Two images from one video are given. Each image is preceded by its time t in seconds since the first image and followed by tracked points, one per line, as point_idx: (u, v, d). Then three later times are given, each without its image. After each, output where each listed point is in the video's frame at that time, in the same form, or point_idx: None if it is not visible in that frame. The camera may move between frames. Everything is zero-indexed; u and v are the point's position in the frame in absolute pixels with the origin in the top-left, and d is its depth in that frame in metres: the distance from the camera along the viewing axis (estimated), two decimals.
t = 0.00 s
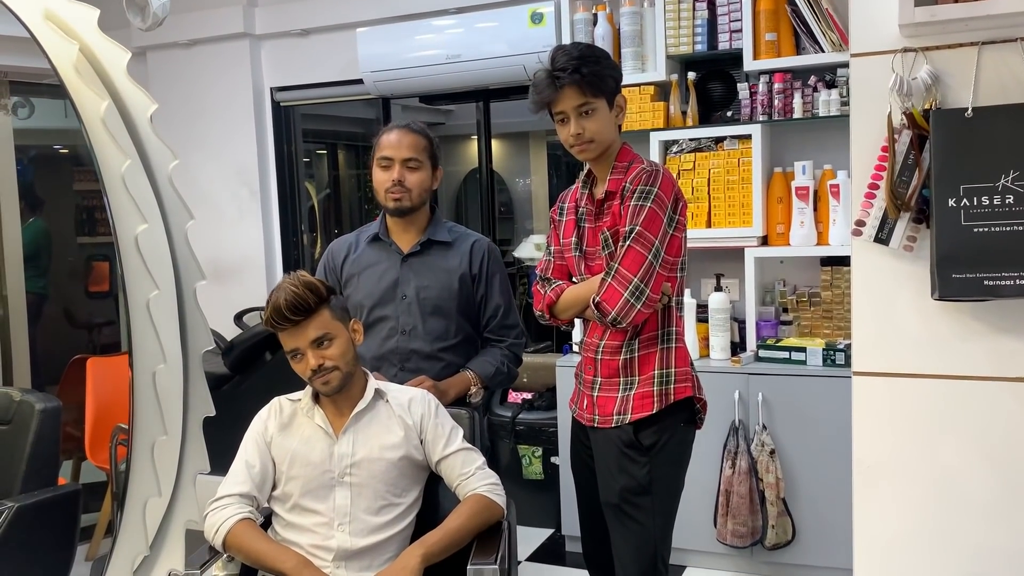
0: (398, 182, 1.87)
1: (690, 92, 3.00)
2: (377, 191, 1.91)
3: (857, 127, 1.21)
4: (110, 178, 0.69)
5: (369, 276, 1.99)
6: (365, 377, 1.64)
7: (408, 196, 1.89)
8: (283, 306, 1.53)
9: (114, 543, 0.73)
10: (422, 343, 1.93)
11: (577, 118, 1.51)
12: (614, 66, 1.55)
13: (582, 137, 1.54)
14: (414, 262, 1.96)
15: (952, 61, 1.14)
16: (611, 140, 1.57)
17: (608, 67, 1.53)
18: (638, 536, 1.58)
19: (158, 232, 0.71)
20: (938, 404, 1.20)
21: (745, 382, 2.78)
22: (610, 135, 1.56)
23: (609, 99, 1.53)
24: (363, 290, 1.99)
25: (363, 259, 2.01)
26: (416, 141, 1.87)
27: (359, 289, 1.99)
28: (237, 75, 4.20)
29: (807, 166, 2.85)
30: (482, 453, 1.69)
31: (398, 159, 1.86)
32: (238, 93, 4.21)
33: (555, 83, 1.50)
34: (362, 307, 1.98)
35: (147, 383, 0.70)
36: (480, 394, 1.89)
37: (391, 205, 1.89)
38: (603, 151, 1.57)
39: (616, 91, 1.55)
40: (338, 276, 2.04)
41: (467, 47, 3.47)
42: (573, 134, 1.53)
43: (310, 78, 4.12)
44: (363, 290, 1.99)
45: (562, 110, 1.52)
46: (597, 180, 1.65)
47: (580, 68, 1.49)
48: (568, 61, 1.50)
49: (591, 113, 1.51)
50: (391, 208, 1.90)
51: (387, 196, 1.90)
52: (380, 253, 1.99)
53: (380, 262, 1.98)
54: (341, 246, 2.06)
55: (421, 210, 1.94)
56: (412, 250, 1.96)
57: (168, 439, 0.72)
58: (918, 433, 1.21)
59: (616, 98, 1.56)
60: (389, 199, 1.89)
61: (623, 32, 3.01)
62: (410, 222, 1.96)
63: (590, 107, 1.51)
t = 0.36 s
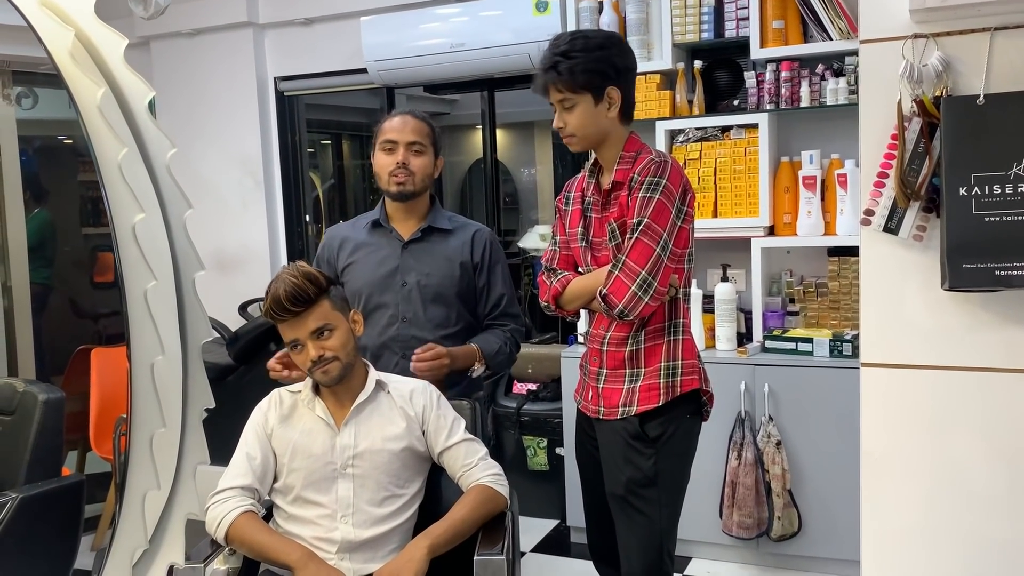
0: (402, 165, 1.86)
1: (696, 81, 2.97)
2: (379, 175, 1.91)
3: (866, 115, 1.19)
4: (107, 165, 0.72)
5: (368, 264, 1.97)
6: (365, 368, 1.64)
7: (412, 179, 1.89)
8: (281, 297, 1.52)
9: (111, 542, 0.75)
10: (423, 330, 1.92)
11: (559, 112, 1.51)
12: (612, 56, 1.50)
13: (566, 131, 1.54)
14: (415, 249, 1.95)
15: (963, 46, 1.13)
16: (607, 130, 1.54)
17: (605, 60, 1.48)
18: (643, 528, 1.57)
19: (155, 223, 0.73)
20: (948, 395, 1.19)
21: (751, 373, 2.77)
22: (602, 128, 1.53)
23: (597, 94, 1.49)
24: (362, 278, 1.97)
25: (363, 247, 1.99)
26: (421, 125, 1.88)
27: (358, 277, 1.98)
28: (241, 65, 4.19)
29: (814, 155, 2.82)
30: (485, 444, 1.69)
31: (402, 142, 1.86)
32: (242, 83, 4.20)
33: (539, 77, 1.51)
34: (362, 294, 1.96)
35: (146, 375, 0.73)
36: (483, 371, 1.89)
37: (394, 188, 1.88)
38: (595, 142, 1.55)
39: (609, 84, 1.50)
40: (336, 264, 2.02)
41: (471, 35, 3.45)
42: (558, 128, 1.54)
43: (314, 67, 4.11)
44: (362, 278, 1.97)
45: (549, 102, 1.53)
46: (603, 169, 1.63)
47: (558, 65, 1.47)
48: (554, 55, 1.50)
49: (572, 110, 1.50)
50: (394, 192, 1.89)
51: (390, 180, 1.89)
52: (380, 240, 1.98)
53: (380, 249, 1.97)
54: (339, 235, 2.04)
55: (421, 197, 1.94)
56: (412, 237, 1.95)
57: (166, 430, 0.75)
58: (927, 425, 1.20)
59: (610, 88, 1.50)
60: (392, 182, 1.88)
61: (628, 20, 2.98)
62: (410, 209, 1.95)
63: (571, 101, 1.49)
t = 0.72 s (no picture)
0: (401, 162, 1.85)
1: (701, 74, 2.95)
2: (376, 171, 1.88)
3: (873, 110, 1.19)
4: (103, 161, 0.60)
5: (362, 260, 1.96)
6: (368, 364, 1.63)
7: (411, 175, 1.87)
8: (282, 296, 1.51)
9: (103, 543, 0.63)
10: (419, 326, 1.93)
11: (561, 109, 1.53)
12: (615, 53, 1.48)
13: (568, 126, 1.54)
14: (409, 244, 1.94)
15: (973, 40, 1.12)
16: (610, 126, 1.53)
17: (606, 58, 1.47)
18: (647, 525, 1.56)
19: (159, 222, 0.61)
20: (956, 392, 1.18)
21: (756, 369, 2.76)
22: (601, 125, 1.52)
23: (595, 93, 1.48)
24: (357, 274, 1.96)
25: (355, 243, 1.97)
26: (416, 121, 1.86)
27: (352, 273, 1.97)
28: (243, 60, 4.18)
29: (820, 149, 2.80)
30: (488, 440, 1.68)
31: (400, 139, 1.84)
32: (245, 78, 4.19)
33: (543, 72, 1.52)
34: (357, 291, 1.96)
35: (144, 372, 0.61)
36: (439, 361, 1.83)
37: (393, 185, 1.87)
38: (596, 137, 1.55)
39: (607, 83, 1.48)
40: (328, 260, 2.00)
41: (475, 29, 3.44)
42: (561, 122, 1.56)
43: (317, 62, 4.10)
44: (356, 274, 1.96)
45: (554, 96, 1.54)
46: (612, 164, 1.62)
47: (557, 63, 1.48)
48: (555, 50, 1.50)
49: (571, 106, 1.51)
50: (393, 188, 1.87)
51: (389, 177, 1.87)
52: (373, 236, 1.96)
53: (373, 245, 1.95)
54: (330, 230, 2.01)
55: (416, 194, 1.93)
56: (406, 233, 1.93)
57: (166, 429, 0.63)
58: (934, 422, 1.19)
59: (610, 86, 1.48)
60: (391, 179, 1.86)
61: (634, 14, 2.95)
62: (406, 204, 1.93)
63: (568, 98, 1.50)
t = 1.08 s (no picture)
0: (388, 164, 1.84)
1: (704, 72, 2.95)
2: (365, 175, 1.88)
3: (877, 109, 1.18)
4: (102, 162, 0.59)
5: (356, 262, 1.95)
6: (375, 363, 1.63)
7: (400, 179, 1.86)
8: (326, 279, 1.52)
9: (104, 541, 0.62)
10: (414, 327, 1.92)
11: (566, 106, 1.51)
12: (620, 51, 1.47)
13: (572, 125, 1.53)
14: (402, 246, 1.93)
15: (978, 37, 1.11)
16: (618, 124, 1.53)
17: (613, 54, 1.46)
18: (649, 525, 1.56)
19: (159, 221, 0.61)
20: (964, 393, 1.17)
21: (759, 368, 2.75)
22: (611, 122, 1.52)
23: (602, 90, 1.47)
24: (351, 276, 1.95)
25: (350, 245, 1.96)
26: (404, 123, 1.84)
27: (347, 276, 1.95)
28: (245, 58, 4.18)
29: (823, 147, 2.79)
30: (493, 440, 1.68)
31: (387, 142, 1.83)
32: (247, 76, 4.19)
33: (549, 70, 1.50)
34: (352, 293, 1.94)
35: (144, 373, 0.60)
36: (445, 361, 1.82)
37: (382, 189, 1.86)
38: (605, 136, 1.54)
39: (614, 79, 1.47)
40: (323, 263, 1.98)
41: (477, 27, 3.43)
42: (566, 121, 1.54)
43: (319, 60, 4.09)
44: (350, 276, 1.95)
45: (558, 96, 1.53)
46: (614, 160, 1.61)
47: (563, 62, 1.47)
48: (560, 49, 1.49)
49: (577, 104, 1.50)
50: (382, 192, 1.86)
51: (378, 181, 1.86)
52: (368, 238, 1.96)
53: (368, 246, 1.95)
54: (324, 234, 2.00)
55: (408, 195, 1.91)
56: (400, 234, 1.93)
57: (167, 429, 0.62)
58: (941, 423, 1.18)
59: (620, 82, 1.48)
60: (380, 183, 1.86)
61: (635, 11, 2.95)
62: (398, 207, 1.92)
63: (575, 96, 1.49)
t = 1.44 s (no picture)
0: (384, 162, 1.83)
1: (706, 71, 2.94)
2: (362, 172, 1.87)
3: (882, 106, 1.19)
4: (103, 161, 0.55)
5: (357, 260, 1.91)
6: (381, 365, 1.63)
7: (396, 175, 1.85)
8: (392, 278, 1.56)
9: (106, 540, 0.58)
10: (415, 326, 1.90)
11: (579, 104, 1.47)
12: (631, 42, 1.43)
13: (587, 123, 1.49)
14: (403, 244, 1.93)
15: (984, 34, 1.12)
16: (631, 120, 1.50)
17: (624, 47, 1.42)
18: (653, 526, 1.56)
19: (159, 218, 0.57)
20: (970, 392, 1.17)
21: (762, 367, 2.74)
22: (625, 116, 1.48)
23: (618, 82, 1.43)
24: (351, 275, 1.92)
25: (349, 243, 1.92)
26: (399, 119, 1.83)
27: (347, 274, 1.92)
28: (247, 56, 4.17)
29: (826, 146, 2.79)
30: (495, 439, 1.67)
31: (382, 139, 1.82)
32: (248, 75, 4.18)
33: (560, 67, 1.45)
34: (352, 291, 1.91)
35: (145, 372, 0.56)
36: (457, 362, 1.83)
37: (378, 185, 1.85)
38: (618, 132, 1.51)
39: (629, 72, 1.44)
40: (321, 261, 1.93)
41: (479, 26, 3.42)
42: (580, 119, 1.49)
43: (322, 58, 4.08)
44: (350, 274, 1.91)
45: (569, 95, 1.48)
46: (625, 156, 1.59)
47: (579, 57, 1.41)
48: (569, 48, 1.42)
49: (592, 100, 1.45)
50: (379, 188, 1.86)
51: (374, 177, 1.85)
52: (369, 236, 1.94)
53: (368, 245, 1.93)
54: (323, 231, 1.95)
55: (407, 191, 1.90)
56: (401, 232, 1.92)
57: (168, 430, 0.58)
58: (948, 422, 1.18)
59: (634, 74, 1.44)
60: (376, 180, 1.85)
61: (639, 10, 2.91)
62: (397, 204, 1.92)
63: (590, 93, 1.44)
